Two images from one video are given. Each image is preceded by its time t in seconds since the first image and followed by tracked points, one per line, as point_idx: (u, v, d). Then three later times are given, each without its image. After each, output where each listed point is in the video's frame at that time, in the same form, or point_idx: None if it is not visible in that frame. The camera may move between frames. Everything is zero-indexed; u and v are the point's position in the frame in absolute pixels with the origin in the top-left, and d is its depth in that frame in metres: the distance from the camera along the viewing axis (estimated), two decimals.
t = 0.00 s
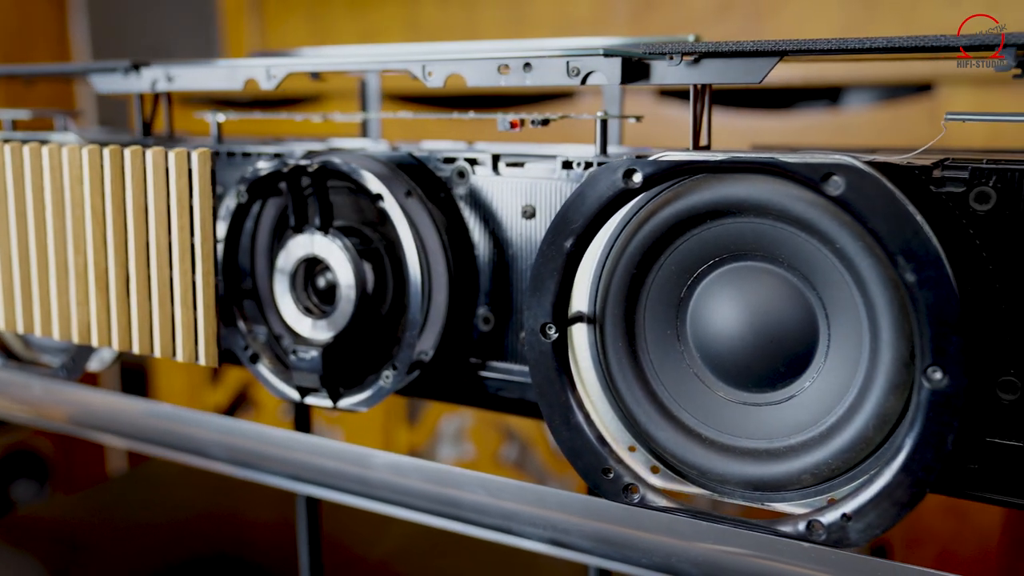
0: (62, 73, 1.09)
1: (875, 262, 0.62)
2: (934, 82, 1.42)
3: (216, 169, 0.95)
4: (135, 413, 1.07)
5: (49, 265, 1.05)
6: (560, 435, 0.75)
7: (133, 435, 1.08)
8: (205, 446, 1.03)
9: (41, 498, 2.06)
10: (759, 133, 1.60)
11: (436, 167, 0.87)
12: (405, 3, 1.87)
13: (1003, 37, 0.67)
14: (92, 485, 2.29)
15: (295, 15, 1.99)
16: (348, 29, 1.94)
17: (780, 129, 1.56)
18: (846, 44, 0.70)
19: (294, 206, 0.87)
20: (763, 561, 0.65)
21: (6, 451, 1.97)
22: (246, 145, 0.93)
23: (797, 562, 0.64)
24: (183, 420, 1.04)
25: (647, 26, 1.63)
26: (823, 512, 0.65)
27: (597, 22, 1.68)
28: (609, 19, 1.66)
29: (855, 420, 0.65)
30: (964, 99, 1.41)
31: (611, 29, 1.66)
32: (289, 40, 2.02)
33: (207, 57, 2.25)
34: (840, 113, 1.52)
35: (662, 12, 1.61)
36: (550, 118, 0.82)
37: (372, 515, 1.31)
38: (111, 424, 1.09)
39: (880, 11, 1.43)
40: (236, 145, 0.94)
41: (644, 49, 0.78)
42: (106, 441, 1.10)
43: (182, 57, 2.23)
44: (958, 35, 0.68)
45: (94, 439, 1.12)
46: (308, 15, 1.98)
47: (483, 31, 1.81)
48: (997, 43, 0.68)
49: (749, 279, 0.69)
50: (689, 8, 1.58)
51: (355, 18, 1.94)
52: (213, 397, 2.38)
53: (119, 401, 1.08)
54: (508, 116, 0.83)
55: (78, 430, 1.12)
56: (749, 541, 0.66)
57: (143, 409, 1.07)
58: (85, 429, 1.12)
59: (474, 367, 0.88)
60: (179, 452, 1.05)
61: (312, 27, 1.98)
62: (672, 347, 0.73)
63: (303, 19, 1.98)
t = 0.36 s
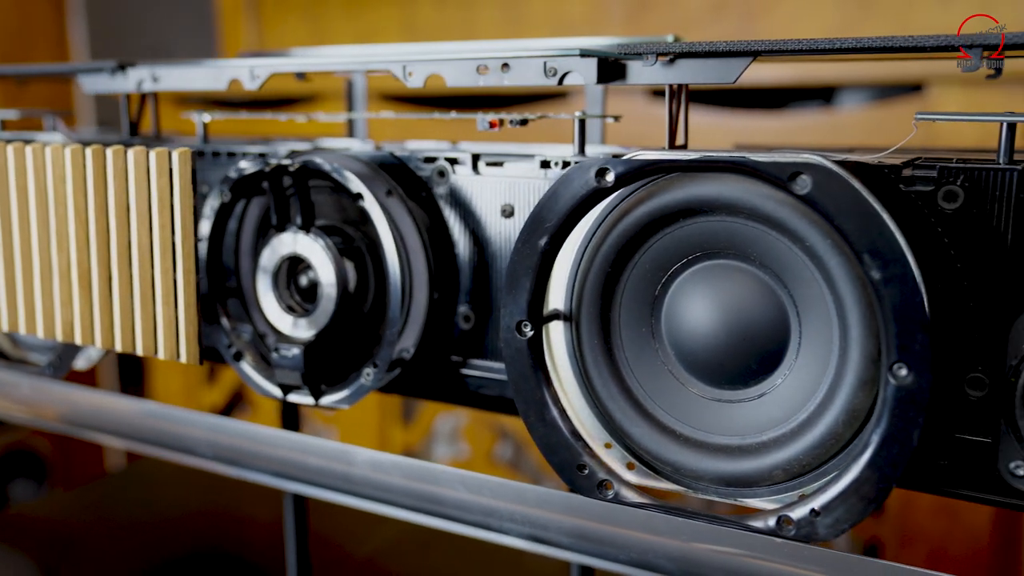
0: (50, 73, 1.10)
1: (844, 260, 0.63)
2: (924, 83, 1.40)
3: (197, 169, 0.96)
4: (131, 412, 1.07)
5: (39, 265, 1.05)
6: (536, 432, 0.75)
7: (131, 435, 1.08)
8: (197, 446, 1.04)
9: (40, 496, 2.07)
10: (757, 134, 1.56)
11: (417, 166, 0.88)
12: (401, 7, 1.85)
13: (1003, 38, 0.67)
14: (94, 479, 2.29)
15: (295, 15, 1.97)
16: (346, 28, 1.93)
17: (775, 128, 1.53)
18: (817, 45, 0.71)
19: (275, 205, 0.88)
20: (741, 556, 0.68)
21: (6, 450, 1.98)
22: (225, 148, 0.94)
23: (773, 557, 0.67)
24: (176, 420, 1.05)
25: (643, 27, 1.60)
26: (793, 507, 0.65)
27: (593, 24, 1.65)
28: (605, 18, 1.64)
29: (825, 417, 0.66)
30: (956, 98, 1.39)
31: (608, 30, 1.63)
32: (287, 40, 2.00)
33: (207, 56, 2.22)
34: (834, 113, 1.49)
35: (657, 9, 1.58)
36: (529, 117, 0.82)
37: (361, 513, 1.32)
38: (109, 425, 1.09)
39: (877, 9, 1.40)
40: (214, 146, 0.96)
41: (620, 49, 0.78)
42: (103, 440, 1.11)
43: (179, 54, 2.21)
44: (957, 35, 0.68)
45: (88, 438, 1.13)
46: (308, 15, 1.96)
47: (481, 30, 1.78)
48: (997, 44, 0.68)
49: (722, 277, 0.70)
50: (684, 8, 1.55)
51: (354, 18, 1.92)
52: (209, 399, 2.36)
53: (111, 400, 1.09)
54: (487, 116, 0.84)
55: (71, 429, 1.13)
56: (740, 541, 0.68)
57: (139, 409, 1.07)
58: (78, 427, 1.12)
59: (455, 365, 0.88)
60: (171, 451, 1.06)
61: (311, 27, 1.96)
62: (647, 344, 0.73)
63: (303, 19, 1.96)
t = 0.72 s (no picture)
0: (42, 74, 1.11)
1: (817, 259, 0.63)
2: (918, 83, 1.38)
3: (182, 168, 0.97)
4: (132, 413, 1.08)
5: (32, 265, 1.06)
6: (516, 429, 0.76)
7: (132, 435, 1.09)
8: (193, 444, 1.04)
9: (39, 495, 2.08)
10: (749, 133, 1.55)
11: (402, 166, 0.89)
12: (400, 4, 1.84)
13: (1003, 37, 0.65)
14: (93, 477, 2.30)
15: (295, 15, 1.96)
16: (346, 28, 1.92)
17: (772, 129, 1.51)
18: (793, 45, 0.72)
19: (262, 205, 0.89)
20: (720, 552, 0.70)
21: (6, 450, 1.99)
22: (211, 148, 0.95)
23: (748, 550, 0.70)
24: (171, 419, 1.06)
25: (640, 27, 1.60)
26: (768, 503, 0.66)
27: (592, 24, 1.64)
28: (604, 17, 1.63)
29: (800, 413, 0.66)
30: (949, 97, 1.38)
31: (605, 30, 1.62)
32: (286, 41, 1.99)
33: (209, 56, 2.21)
34: (831, 113, 1.47)
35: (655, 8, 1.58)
36: (511, 118, 0.83)
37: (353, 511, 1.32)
38: (110, 425, 1.10)
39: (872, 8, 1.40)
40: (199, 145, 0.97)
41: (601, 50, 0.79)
42: (102, 440, 1.12)
43: (177, 53, 2.19)
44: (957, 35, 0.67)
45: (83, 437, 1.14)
46: (308, 16, 1.95)
47: (479, 31, 1.77)
48: (997, 43, 0.66)
49: (700, 275, 0.71)
50: (680, 7, 1.54)
51: (354, 18, 1.90)
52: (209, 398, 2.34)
53: (106, 399, 1.10)
54: (470, 116, 0.85)
55: (66, 428, 1.14)
56: (720, 537, 0.70)
57: (140, 409, 1.08)
58: (73, 426, 1.13)
59: (440, 363, 0.89)
60: (166, 450, 1.07)
61: (310, 28, 1.95)
62: (627, 342, 0.74)
63: (303, 20, 1.96)
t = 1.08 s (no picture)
0: (37, 75, 1.12)
1: (793, 257, 0.64)
2: (912, 83, 1.33)
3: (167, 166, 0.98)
4: (128, 410, 1.10)
5: (23, 264, 1.07)
6: (498, 425, 0.77)
7: (133, 434, 1.09)
8: (191, 444, 1.05)
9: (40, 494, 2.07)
10: (746, 134, 1.48)
11: (389, 166, 0.90)
12: (399, 3, 1.76)
13: (1003, 38, 0.65)
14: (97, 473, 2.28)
15: (295, 16, 1.88)
16: (347, 29, 1.84)
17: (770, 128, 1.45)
18: (771, 45, 0.73)
19: (251, 204, 0.90)
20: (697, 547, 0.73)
21: (7, 449, 1.98)
22: (197, 148, 0.96)
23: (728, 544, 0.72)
24: (166, 418, 1.06)
25: (639, 27, 1.53)
26: (744, 498, 0.66)
27: (591, 24, 1.58)
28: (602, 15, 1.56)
29: (777, 410, 0.67)
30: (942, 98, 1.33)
31: (604, 31, 1.56)
32: (285, 41, 1.91)
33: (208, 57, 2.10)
34: (829, 114, 1.41)
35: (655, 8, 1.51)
36: (496, 118, 0.84)
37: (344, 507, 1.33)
38: (109, 424, 1.11)
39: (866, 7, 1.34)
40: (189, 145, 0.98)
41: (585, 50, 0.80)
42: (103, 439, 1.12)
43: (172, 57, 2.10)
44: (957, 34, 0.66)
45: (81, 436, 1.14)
46: (308, 16, 1.87)
47: (479, 32, 1.70)
48: (997, 43, 0.66)
49: (680, 273, 0.71)
50: (679, 7, 1.48)
51: (353, 18, 1.83)
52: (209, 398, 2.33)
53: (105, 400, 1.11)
54: (456, 116, 0.85)
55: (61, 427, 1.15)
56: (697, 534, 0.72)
57: (134, 406, 1.09)
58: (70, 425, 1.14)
59: (428, 361, 0.90)
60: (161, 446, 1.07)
61: (310, 28, 1.88)
62: (608, 340, 0.75)
63: (303, 20, 1.88)
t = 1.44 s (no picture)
0: (28, 75, 1.12)
1: (767, 255, 0.65)
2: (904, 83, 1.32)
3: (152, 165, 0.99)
4: (119, 406, 1.12)
5: (13, 262, 1.08)
6: (479, 421, 0.78)
7: (134, 434, 1.11)
8: (187, 441, 1.06)
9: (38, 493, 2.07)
10: (739, 134, 1.46)
11: (375, 165, 0.91)
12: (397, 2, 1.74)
13: (1003, 38, 0.66)
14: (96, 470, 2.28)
15: (295, 17, 1.86)
16: (345, 30, 1.81)
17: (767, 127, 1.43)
18: (747, 46, 0.74)
19: (238, 203, 0.91)
20: (678, 545, 0.76)
21: (6, 449, 1.97)
22: (179, 147, 0.97)
23: (706, 541, 0.75)
24: (162, 417, 1.08)
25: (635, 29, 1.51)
26: (718, 493, 0.67)
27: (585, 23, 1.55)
28: (598, 14, 1.54)
29: (752, 407, 0.68)
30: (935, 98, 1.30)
31: (598, 30, 1.53)
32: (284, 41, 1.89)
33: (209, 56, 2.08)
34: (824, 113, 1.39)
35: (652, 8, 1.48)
36: (480, 118, 0.85)
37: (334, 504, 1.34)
38: (110, 424, 1.12)
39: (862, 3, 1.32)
40: (178, 144, 0.99)
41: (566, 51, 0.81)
42: (103, 438, 1.14)
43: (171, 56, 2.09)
44: (958, 35, 0.66)
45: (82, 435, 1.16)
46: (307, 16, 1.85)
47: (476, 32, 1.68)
48: (997, 43, 0.66)
49: (658, 271, 0.72)
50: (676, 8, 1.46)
51: (353, 18, 1.81)
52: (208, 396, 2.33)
53: (100, 398, 1.12)
54: (440, 116, 0.86)
55: (60, 426, 1.16)
56: (678, 532, 0.76)
57: (125, 402, 1.11)
58: (69, 424, 1.16)
59: (413, 358, 0.91)
60: (159, 446, 1.09)
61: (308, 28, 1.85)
62: (588, 337, 0.76)
63: (303, 20, 1.85)
